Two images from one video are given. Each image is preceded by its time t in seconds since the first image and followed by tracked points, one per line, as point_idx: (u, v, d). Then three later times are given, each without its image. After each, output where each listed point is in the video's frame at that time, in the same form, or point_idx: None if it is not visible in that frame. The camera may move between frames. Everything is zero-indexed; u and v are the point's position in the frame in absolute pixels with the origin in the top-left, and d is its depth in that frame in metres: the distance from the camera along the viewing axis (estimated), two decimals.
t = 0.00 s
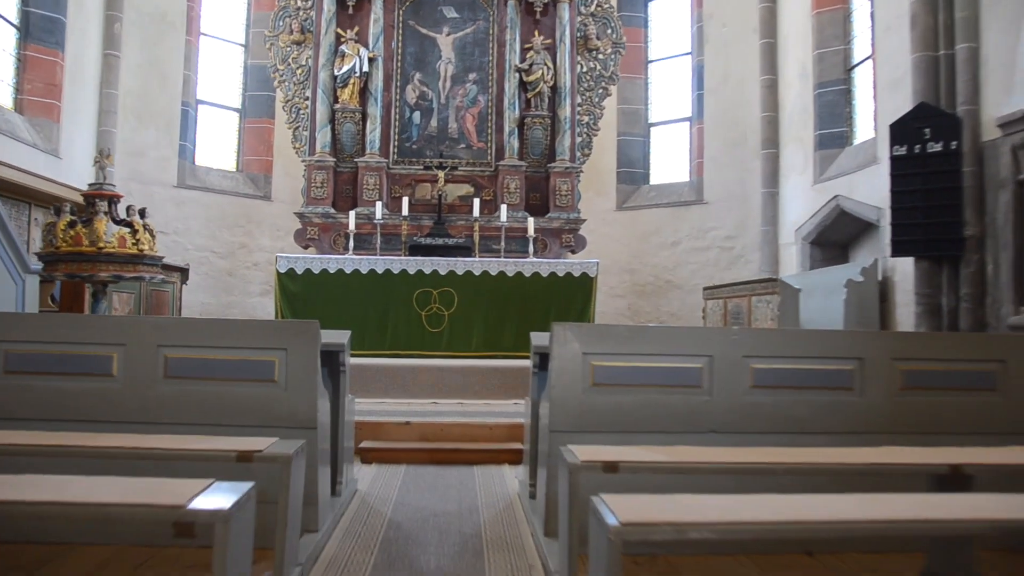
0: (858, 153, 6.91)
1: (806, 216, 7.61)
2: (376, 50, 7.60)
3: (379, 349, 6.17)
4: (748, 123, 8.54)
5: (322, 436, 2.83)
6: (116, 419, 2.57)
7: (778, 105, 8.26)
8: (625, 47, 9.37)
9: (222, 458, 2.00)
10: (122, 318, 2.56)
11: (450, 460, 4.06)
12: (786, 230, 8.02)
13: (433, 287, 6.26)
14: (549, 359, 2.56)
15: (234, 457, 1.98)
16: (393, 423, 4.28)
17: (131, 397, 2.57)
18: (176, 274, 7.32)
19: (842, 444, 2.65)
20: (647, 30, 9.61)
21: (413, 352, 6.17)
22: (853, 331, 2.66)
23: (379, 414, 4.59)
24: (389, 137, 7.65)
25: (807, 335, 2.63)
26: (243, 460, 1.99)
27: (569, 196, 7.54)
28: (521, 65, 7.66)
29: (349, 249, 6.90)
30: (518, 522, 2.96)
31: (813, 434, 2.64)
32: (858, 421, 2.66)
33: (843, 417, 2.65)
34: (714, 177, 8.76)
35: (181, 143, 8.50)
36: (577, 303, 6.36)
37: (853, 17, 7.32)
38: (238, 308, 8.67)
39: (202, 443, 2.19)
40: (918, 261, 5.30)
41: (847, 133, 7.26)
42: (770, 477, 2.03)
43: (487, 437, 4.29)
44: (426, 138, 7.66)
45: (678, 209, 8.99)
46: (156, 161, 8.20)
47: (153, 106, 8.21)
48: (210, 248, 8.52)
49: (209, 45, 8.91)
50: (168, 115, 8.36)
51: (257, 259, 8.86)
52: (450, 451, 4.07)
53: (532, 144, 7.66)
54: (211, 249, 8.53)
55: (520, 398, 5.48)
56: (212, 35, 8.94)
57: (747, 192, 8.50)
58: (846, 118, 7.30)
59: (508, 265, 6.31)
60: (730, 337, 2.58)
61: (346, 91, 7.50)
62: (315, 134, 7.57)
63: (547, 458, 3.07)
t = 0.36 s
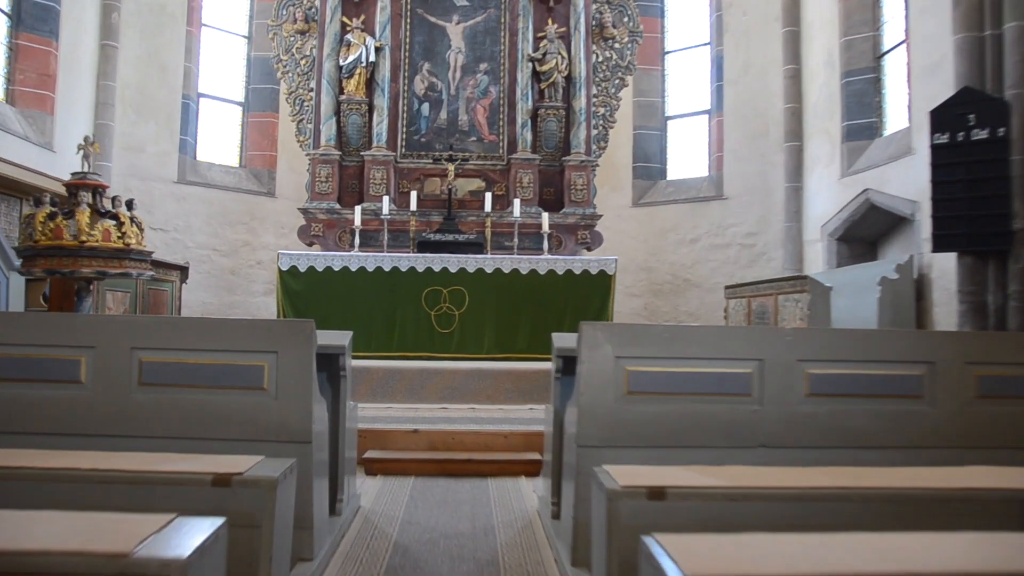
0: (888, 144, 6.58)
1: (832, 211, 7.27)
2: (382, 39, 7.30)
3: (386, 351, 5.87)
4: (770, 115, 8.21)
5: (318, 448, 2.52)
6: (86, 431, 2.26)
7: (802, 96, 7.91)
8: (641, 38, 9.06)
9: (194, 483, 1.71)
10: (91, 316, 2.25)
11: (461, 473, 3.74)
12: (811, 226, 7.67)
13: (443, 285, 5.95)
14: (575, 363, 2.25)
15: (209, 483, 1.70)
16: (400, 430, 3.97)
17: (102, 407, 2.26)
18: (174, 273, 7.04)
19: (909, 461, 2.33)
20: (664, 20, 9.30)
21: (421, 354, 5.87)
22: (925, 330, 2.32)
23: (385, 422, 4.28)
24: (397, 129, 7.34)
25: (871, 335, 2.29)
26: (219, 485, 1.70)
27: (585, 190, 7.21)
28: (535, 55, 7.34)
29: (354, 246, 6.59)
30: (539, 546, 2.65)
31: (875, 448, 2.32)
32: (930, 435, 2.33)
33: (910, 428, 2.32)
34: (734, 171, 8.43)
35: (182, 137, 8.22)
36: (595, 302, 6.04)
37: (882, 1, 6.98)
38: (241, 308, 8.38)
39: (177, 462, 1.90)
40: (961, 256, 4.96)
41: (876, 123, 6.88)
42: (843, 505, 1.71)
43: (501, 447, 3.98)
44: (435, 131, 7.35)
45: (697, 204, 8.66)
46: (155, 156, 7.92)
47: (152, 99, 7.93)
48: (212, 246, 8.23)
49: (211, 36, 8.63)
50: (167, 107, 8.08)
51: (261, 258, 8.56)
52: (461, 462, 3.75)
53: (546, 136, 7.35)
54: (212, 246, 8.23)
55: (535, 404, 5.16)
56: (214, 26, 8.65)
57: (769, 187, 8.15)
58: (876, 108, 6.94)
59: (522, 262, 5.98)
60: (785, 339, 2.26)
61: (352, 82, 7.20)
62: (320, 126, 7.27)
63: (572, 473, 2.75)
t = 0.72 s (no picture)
0: (922, 132, 6.21)
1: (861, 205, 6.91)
2: (389, 26, 6.97)
3: (392, 352, 5.54)
4: (794, 106, 7.84)
5: (306, 465, 2.20)
6: (38, 447, 1.95)
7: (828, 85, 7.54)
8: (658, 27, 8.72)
9: (140, 518, 1.39)
10: (38, 315, 1.92)
11: (471, 487, 3.40)
12: (838, 221, 7.31)
13: (452, 283, 5.62)
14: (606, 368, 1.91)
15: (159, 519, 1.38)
16: (405, 439, 3.65)
17: (54, 420, 1.94)
18: (172, 271, 6.74)
19: (997, 483, 1.98)
20: (682, 8, 8.96)
21: (430, 356, 5.54)
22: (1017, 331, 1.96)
23: (389, 429, 3.95)
24: (404, 121, 7.03)
25: (954, 337, 1.94)
26: (170, 521, 1.38)
27: (601, 183, 6.87)
28: (548, 42, 7.00)
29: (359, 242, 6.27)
30: None
31: (958, 468, 1.97)
32: (1021, 452, 1.98)
33: (999, 445, 1.98)
34: (757, 164, 8.07)
35: (181, 131, 7.92)
36: (613, 300, 5.70)
37: None
38: (243, 308, 8.08)
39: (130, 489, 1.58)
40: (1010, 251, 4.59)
41: (910, 112, 6.47)
42: (946, 551, 1.37)
43: (515, 458, 3.64)
44: (444, 122, 7.03)
45: (717, 199, 8.30)
46: (153, 150, 7.62)
47: (150, 90, 7.63)
48: (212, 243, 7.93)
49: (211, 26, 8.33)
50: (166, 100, 7.78)
51: (263, 256, 8.26)
52: (471, 476, 3.41)
53: (560, 128, 7.02)
54: (212, 244, 7.94)
55: (551, 409, 4.82)
56: (215, 16, 8.35)
57: (793, 181, 7.80)
58: (909, 96, 6.53)
59: (536, 258, 5.65)
60: (854, 340, 1.91)
61: (357, 71, 6.88)
62: (323, 117, 6.95)
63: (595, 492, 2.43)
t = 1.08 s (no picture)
0: (959, 121, 5.85)
1: (892, 200, 6.55)
2: (395, 13, 6.64)
3: (398, 355, 5.25)
4: (819, 96, 7.48)
5: (285, 490, 1.88)
6: None
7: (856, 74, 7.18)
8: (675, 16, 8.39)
9: None
10: None
11: (479, 504, 3.07)
12: (867, 217, 6.96)
13: (461, 282, 5.30)
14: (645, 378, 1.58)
15: None
16: (409, 451, 3.32)
17: None
18: (168, 270, 6.46)
19: None
20: None
21: (438, 359, 5.25)
22: None
23: (392, 439, 3.64)
24: (411, 112, 6.71)
25: None
26: None
27: (619, 176, 6.53)
28: (561, 29, 6.66)
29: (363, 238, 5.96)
30: None
31: None
32: None
33: None
34: (780, 158, 7.72)
35: (179, 124, 7.62)
36: (633, 300, 5.35)
37: None
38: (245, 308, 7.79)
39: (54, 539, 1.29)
40: None
41: (945, 100, 6.12)
42: None
43: (529, 472, 3.31)
44: (452, 113, 6.70)
45: (738, 195, 7.96)
46: (150, 144, 7.34)
47: (148, 82, 7.33)
48: (213, 241, 7.65)
49: (211, 16, 8.02)
50: (164, 92, 7.48)
51: (266, 253, 7.96)
52: (480, 492, 3.08)
53: (574, 119, 6.69)
54: (213, 241, 7.65)
55: (567, 417, 4.49)
56: (215, 5, 8.05)
57: (819, 175, 7.44)
58: (945, 83, 6.17)
59: (550, 254, 5.31)
60: (945, 346, 1.58)
61: (362, 59, 6.57)
62: (326, 108, 6.63)
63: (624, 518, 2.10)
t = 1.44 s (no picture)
0: (1004, 112, 5.49)
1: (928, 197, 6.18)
2: None
3: (407, 361, 4.95)
4: (849, 87, 7.11)
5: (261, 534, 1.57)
6: None
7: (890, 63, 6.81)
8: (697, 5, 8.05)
9: None
10: None
11: (493, 532, 2.74)
12: (901, 214, 6.59)
13: (474, 283, 4.97)
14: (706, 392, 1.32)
15: None
16: (417, 470, 3.01)
17: None
18: (167, 270, 6.17)
19: None
20: None
21: (449, 364, 4.94)
22: None
23: (399, 455, 3.32)
24: (421, 105, 6.40)
25: None
26: None
27: (640, 171, 6.20)
28: (579, 16, 6.33)
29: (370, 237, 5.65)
30: None
31: None
32: None
33: None
34: (807, 152, 7.37)
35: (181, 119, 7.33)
36: (657, 301, 5.02)
37: None
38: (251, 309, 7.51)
39: None
40: None
41: (989, 88, 5.77)
42: None
43: (551, 494, 2.99)
44: (465, 105, 6.38)
45: (763, 191, 7.60)
46: (149, 139, 7.06)
47: (147, 75, 7.04)
48: (215, 240, 7.37)
49: (214, 7, 7.73)
50: (164, 86, 7.19)
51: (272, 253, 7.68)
52: (495, 518, 2.74)
53: (593, 111, 6.36)
54: (215, 240, 7.37)
55: (588, 429, 4.17)
56: None
57: (850, 170, 7.07)
58: (989, 70, 5.79)
59: (569, 252, 4.96)
60: None
61: (370, 49, 6.25)
62: (332, 101, 6.32)
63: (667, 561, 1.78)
